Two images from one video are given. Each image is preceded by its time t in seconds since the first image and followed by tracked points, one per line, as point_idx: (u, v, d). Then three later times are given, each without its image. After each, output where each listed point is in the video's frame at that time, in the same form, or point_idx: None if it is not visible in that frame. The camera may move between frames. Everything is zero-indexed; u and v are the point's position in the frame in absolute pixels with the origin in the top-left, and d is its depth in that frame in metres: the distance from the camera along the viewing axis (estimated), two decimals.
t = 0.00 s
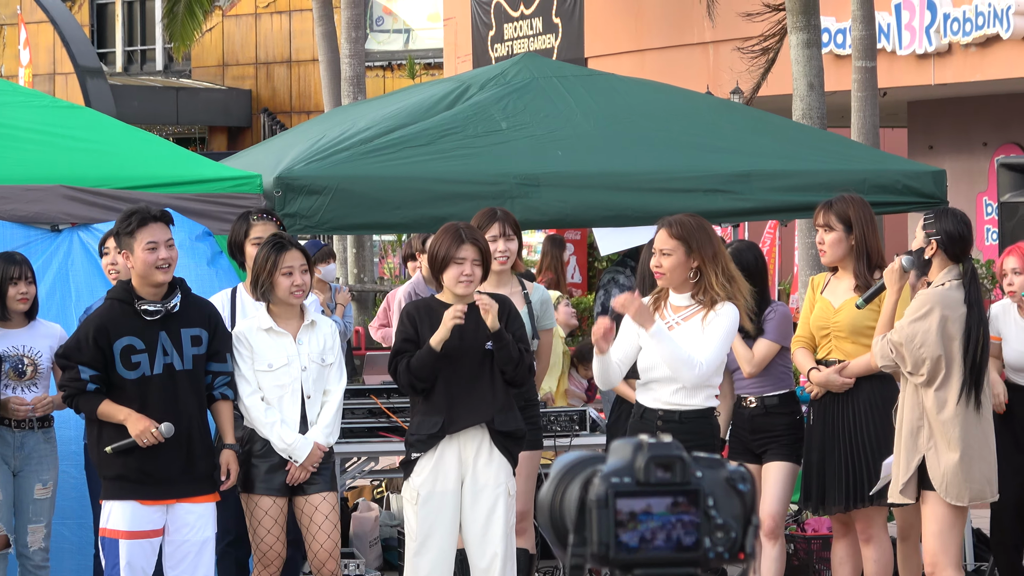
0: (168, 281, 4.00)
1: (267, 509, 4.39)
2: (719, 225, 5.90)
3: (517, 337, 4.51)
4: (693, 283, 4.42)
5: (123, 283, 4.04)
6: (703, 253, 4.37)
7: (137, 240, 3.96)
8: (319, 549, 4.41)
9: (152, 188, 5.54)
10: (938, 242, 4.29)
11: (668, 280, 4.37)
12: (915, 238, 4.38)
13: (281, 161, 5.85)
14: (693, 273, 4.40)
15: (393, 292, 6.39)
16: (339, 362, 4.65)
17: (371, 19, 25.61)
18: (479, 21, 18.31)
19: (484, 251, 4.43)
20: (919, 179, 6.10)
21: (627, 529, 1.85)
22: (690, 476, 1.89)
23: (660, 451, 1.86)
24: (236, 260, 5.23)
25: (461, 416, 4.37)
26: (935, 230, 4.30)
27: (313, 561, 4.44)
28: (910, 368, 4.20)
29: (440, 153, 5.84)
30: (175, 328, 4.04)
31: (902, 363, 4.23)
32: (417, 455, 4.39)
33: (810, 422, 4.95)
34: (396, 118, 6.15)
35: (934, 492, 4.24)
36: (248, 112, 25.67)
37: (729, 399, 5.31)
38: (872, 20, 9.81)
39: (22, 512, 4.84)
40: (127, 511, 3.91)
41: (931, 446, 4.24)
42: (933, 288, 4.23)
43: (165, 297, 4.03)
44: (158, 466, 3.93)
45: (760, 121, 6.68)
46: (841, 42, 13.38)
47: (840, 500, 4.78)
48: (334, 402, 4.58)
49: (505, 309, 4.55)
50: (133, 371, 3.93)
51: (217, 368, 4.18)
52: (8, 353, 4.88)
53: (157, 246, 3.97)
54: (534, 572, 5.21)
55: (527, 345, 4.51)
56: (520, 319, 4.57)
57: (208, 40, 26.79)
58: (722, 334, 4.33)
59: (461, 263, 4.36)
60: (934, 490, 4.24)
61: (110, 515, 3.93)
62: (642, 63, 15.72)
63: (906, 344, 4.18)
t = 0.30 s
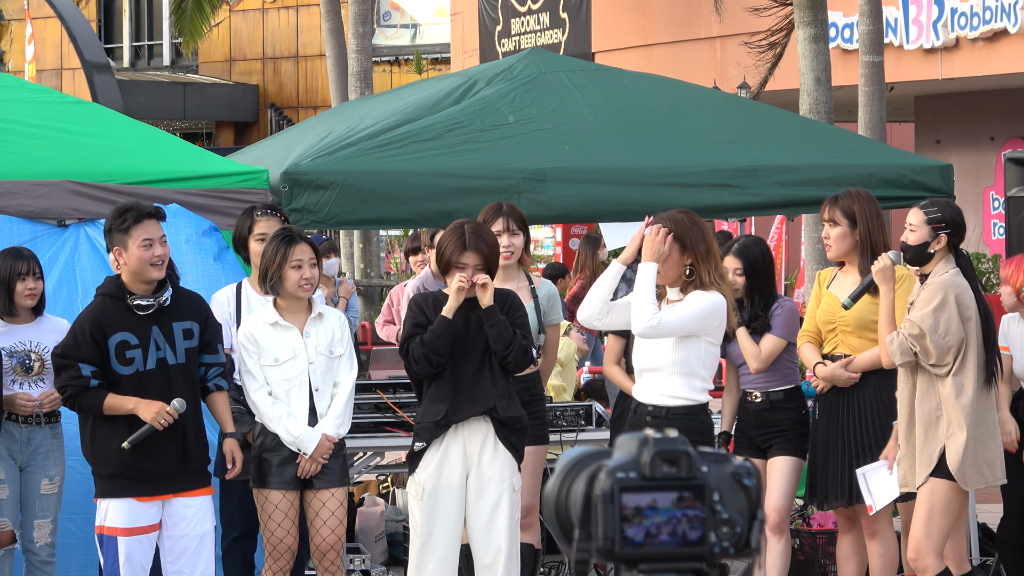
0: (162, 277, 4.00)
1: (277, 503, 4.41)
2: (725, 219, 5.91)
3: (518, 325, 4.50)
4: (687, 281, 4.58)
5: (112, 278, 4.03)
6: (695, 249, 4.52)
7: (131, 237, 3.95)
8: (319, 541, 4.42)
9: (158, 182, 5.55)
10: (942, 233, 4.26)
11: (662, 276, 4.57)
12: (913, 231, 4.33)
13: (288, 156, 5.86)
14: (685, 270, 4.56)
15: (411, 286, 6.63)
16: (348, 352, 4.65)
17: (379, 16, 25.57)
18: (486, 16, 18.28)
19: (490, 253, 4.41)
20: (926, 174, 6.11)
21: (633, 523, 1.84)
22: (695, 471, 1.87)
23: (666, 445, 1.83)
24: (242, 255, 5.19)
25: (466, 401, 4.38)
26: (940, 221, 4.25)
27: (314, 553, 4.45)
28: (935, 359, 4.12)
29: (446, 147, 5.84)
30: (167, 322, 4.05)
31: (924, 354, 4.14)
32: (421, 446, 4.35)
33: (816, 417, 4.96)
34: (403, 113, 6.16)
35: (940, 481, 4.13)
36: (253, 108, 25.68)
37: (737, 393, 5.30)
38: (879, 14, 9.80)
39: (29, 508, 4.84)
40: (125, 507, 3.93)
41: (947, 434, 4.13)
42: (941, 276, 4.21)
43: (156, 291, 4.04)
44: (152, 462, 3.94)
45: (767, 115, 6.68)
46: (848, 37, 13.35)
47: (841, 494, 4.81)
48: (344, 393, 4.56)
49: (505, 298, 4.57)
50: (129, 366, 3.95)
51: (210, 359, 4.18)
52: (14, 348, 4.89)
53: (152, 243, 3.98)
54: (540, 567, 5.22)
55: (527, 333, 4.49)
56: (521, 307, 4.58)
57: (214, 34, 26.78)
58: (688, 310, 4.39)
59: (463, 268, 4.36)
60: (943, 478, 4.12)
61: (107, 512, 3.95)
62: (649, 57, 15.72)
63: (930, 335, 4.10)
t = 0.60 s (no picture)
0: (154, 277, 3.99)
1: (278, 503, 4.39)
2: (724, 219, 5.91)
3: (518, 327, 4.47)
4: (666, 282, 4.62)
5: (101, 279, 3.98)
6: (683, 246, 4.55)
7: (124, 238, 3.92)
8: (319, 540, 4.41)
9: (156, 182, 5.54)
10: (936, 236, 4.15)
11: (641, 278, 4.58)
12: (905, 234, 4.19)
13: (287, 156, 5.86)
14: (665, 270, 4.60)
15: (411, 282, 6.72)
16: (353, 351, 4.62)
17: (376, 14, 25.64)
18: (485, 17, 18.28)
19: (490, 257, 4.37)
20: (925, 173, 6.11)
21: (632, 523, 1.83)
22: (694, 471, 1.86)
23: (665, 446, 1.82)
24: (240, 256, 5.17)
25: (460, 402, 4.36)
26: (935, 225, 4.14)
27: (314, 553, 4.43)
28: (944, 362, 4.04)
29: (446, 148, 5.84)
30: (157, 323, 4.03)
31: (932, 357, 4.05)
32: (419, 446, 4.36)
33: (814, 417, 4.92)
34: (402, 113, 6.16)
35: (939, 487, 4.06)
36: (253, 107, 25.65)
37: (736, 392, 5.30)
38: (878, 13, 9.81)
39: (29, 508, 4.81)
40: (123, 510, 3.90)
41: (953, 439, 4.06)
42: (944, 279, 4.16)
43: (148, 292, 4.02)
44: (149, 464, 3.92)
45: (766, 115, 6.68)
46: (847, 36, 13.36)
47: (843, 494, 4.75)
48: (348, 392, 4.53)
49: (507, 300, 4.54)
50: (123, 368, 3.92)
51: (196, 360, 4.21)
52: (13, 348, 4.88)
53: (145, 243, 3.95)
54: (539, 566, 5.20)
55: (525, 334, 4.46)
56: (523, 309, 4.55)
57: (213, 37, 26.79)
58: (673, 303, 4.38)
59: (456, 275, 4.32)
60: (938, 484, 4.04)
61: (105, 515, 3.92)
62: (647, 58, 15.72)
63: (944, 335, 4.03)
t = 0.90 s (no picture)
0: (151, 279, 3.98)
1: (280, 502, 4.39)
2: (725, 219, 5.91)
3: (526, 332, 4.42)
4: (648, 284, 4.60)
5: (98, 283, 3.97)
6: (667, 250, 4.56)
7: (119, 242, 3.91)
8: (321, 540, 4.41)
9: (157, 182, 5.55)
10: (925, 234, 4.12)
11: (622, 281, 4.55)
12: (893, 232, 4.17)
13: (289, 156, 5.87)
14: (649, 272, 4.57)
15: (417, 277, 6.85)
16: (357, 351, 4.62)
17: (377, 13, 25.63)
18: (486, 16, 18.27)
19: (495, 255, 4.34)
20: (926, 173, 6.10)
21: (633, 523, 1.82)
22: (695, 471, 1.86)
23: (666, 445, 1.83)
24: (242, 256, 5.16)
25: (462, 405, 4.34)
26: (924, 223, 4.12)
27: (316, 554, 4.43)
28: (925, 359, 3.99)
29: (447, 148, 5.84)
30: (154, 325, 4.03)
31: (914, 354, 4.01)
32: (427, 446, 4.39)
33: (815, 417, 4.93)
34: (403, 113, 6.16)
35: (922, 489, 4.01)
36: (254, 106, 25.66)
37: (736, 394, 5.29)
38: (879, 14, 9.80)
39: (30, 508, 4.82)
40: (122, 512, 3.90)
41: (932, 439, 4.01)
42: (931, 277, 4.11)
43: (144, 297, 4.00)
44: (149, 466, 3.92)
45: (767, 115, 6.68)
46: (847, 36, 13.38)
47: (843, 495, 4.76)
48: (351, 393, 4.54)
49: (520, 302, 4.49)
50: (121, 373, 3.92)
51: (193, 360, 4.20)
52: (14, 348, 4.88)
53: (140, 246, 3.95)
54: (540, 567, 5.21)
55: (531, 337, 4.42)
56: (535, 313, 4.49)
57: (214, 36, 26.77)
58: (668, 301, 4.34)
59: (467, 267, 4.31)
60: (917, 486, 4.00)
61: (105, 516, 3.93)
62: (649, 58, 15.72)
63: (926, 332, 3.99)
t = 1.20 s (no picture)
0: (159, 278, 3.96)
1: (280, 502, 4.39)
2: (725, 220, 5.91)
3: (531, 349, 4.31)
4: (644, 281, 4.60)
5: (109, 282, 3.97)
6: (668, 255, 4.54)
7: (128, 241, 3.89)
8: (322, 540, 4.41)
9: (157, 182, 5.54)
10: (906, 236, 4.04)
11: (617, 273, 4.57)
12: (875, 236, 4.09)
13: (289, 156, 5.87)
14: (643, 267, 4.56)
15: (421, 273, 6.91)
16: (358, 352, 4.62)
17: (377, 14, 25.62)
18: (485, 16, 18.27)
19: (494, 244, 4.29)
20: (926, 173, 6.11)
21: (633, 523, 1.82)
22: (695, 471, 1.86)
23: (666, 446, 1.83)
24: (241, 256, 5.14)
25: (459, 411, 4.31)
26: (904, 225, 4.03)
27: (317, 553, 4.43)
28: (905, 367, 3.93)
29: (447, 148, 5.84)
30: (164, 325, 4.01)
31: (893, 363, 3.96)
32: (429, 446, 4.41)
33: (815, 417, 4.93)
34: (403, 113, 6.16)
35: (911, 493, 4.00)
36: (254, 107, 25.65)
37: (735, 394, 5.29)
38: (879, 14, 9.81)
39: (30, 508, 4.82)
40: (127, 511, 3.92)
41: (917, 447, 3.96)
42: (913, 283, 4.02)
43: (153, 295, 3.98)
44: (153, 465, 3.91)
45: (767, 116, 6.68)
46: (847, 37, 13.38)
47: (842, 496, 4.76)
48: (352, 393, 4.54)
49: (519, 313, 4.35)
50: (126, 371, 3.91)
51: (207, 360, 4.18)
52: (14, 348, 4.88)
53: (149, 245, 3.93)
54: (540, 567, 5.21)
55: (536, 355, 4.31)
56: (536, 325, 4.35)
57: (213, 35, 26.76)
58: (659, 323, 4.40)
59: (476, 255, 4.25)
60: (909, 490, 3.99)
61: (110, 513, 3.95)
62: (649, 58, 15.72)
63: (905, 341, 3.92)
